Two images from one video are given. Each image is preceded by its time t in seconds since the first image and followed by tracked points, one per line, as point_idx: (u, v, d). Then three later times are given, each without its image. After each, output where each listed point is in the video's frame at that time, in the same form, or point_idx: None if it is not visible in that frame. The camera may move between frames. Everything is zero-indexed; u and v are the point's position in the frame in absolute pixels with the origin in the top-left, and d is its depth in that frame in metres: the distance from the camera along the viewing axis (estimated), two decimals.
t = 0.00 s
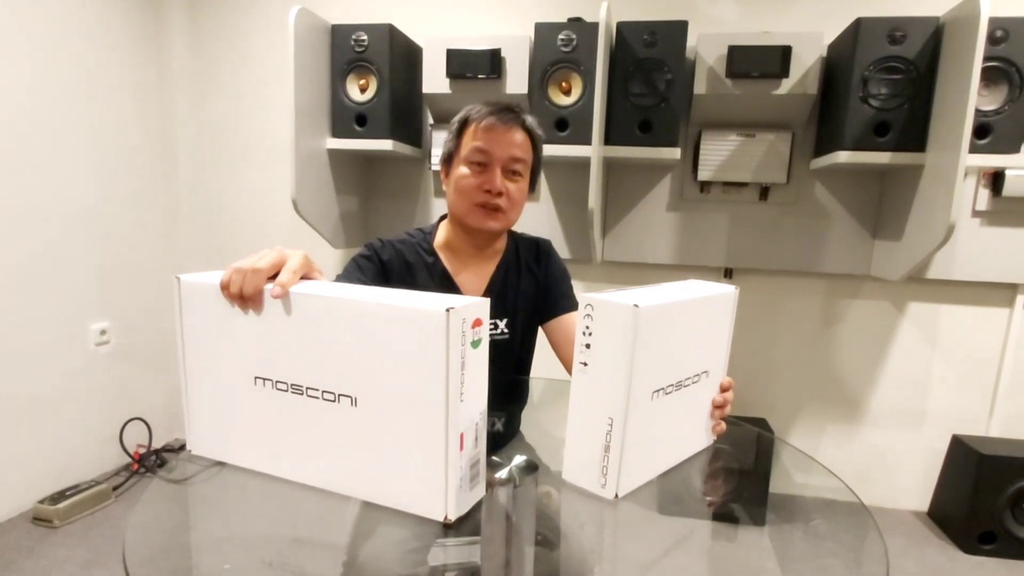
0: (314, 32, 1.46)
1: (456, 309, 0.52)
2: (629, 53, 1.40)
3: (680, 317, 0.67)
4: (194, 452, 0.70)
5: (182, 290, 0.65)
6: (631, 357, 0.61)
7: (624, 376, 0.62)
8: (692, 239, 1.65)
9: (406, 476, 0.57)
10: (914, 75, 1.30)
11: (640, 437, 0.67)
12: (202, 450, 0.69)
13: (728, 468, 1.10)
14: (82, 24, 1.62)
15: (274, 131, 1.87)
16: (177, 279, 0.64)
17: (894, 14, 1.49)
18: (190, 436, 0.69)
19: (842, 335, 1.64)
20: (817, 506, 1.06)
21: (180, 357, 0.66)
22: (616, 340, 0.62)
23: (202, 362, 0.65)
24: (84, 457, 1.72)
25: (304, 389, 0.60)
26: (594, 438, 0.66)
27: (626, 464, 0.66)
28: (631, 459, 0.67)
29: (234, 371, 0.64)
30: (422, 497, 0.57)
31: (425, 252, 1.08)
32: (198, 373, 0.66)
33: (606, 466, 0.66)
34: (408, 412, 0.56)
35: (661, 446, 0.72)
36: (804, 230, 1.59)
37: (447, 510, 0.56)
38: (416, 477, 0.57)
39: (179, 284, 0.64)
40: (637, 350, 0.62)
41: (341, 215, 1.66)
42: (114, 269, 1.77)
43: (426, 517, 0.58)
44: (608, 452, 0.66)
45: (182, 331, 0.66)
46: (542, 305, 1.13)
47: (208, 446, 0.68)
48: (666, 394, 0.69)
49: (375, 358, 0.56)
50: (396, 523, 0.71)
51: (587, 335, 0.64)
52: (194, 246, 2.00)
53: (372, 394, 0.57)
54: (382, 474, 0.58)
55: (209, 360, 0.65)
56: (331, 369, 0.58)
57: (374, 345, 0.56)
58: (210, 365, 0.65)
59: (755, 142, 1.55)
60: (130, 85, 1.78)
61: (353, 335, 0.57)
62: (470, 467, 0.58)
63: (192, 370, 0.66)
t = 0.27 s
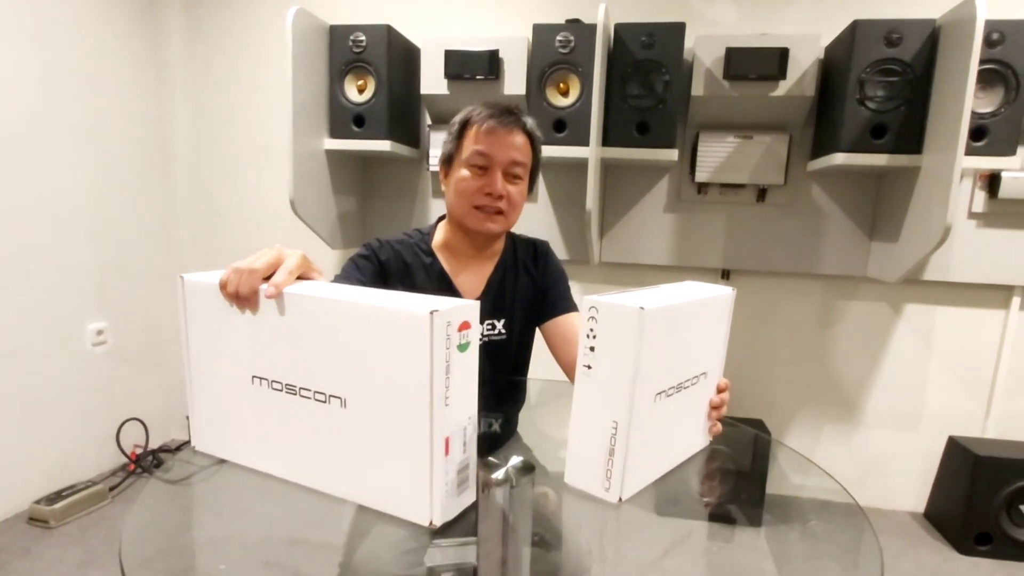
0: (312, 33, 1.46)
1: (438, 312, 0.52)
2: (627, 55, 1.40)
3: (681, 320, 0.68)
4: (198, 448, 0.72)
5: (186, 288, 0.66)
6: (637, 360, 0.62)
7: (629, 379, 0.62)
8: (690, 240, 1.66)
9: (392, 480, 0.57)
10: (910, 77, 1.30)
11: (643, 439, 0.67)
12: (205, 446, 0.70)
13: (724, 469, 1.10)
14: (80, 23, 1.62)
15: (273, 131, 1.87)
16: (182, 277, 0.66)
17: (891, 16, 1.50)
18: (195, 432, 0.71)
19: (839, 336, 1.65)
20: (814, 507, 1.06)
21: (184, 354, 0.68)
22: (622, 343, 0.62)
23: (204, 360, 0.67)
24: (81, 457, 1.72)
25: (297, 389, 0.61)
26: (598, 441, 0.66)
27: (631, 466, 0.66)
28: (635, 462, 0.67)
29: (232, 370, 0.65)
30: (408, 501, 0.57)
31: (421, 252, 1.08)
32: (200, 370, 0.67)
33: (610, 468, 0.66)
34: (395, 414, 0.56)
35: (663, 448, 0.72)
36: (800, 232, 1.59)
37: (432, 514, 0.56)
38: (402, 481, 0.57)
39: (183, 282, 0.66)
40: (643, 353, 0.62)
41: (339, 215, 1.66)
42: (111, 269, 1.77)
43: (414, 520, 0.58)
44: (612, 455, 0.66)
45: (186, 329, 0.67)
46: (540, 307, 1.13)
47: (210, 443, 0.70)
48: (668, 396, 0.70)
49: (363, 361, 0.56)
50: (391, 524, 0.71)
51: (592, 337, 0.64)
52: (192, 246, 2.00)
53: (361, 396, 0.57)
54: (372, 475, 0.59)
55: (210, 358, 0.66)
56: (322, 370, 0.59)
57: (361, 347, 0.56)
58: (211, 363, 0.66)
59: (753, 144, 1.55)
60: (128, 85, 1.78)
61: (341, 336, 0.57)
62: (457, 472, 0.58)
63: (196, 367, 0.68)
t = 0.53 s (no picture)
0: (310, 34, 1.46)
1: (432, 314, 0.52)
2: (624, 56, 1.41)
3: (676, 321, 0.68)
4: (196, 450, 0.72)
5: (182, 290, 0.66)
6: (633, 361, 0.62)
7: (625, 381, 0.63)
8: (687, 241, 1.66)
9: (388, 481, 0.57)
10: (907, 79, 1.31)
11: (639, 440, 0.67)
12: (203, 448, 0.71)
13: (723, 472, 1.09)
14: (77, 24, 1.62)
15: (271, 132, 1.87)
16: (177, 279, 0.66)
17: (888, 18, 1.50)
18: (193, 433, 0.71)
19: (836, 337, 1.65)
20: (810, 508, 1.06)
21: (181, 356, 0.68)
22: (618, 345, 0.62)
23: (200, 362, 0.67)
24: (78, 458, 1.72)
25: (292, 391, 0.61)
26: (595, 442, 0.67)
27: (627, 467, 0.66)
28: (631, 463, 0.67)
29: (228, 372, 0.65)
30: (404, 502, 0.57)
31: (417, 252, 1.09)
32: (196, 372, 0.68)
33: (607, 469, 0.66)
34: (390, 416, 0.56)
35: (659, 448, 0.72)
36: (797, 233, 1.60)
37: (428, 515, 0.56)
38: (398, 482, 0.57)
39: (178, 284, 0.66)
40: (638, 354, 0.62)
41: (337, 216, 1.66)
42: (108, 270, 1.77)
43: (410, 521, 0.58)
44: (609, 456, 0.66)
45: (182, 331, 0.68)
46: (537, 308, 1.13)
47: (207, 445, 0.70)
48: (664, 397, 0.70)
49: (359, 362, 0.56)
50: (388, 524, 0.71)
51: (587, 339, 0.64)
52: (190, 247, 2.00)
53: (357, 398, 0.57)
54: (368, 477, 0.59)
55: (207, 359, 0.66)
56: (318, 372, 0.59)
57: (356, 349, 0.56)
58: (208, 364, 0.66)
59: (750, 145, 1.55)
60: (126, 85, 1.78)
61: (336, 338, 0.57)
62: (453, 473, 0.58)
63: (192, 368, 0.68)
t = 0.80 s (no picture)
0: (308, 35, 1.46)
1: (426, 317, 0.52)
2: (622, 57, 1.41)
3: (673, 321, 0.68)
4: (185, 453, 0.72)
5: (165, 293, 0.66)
6: (628, 361, 0.62)
7: (620, 380, 0.63)
8: (685, 241, 1.66)
9: (385, 483, 0.57)
10: (903, 80, 1.31)
11: (636, 440, 0.67)
12: (192, 452, 0.70)
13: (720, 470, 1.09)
14: (75, 24, 1.62)
15: (269, 132, 1.87)
16: (160, 283, 0.66)
17: (885, 19, 1.51)
18: (180, 438, 0.71)
19: (833, 337, 1.65)
20: (807, 508, 1.06)
21: (166, 360, 0.68)
22: (612, 345, 0.63)
23: (186, 366, 0.67)
24: (76, 460, 1.72)
25: (283, 394, 0.61)
26: (591, 442, 0.67)
27: (623, 467, 0.66)
28: (627, 463, 0.67)
29: (217, 376, 0.65)
30: (401, 503, 0.57)
31: (410, 252, 1.09)
32: (183, 376, 0.67)
33: (603, 469, 0.66)
34: (384, 418, 0.56)
35: (655, 448, 0.73)
36: (795, 233, 1.60)
37: (427, 516, 0.56)
38: (395, 483, 0.57)
39: (161, 288, 0.66)
40: (634, 354, 0.62)
41: (335, 217, 1.66)
42: (106, 271, 1.77)
43: (407, 522, 0.59)
44: (605, 456, 0.66)
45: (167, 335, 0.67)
46: (529, 308, 1.13)
47: (195, 449, 0.69)
48: (660, 397, 0.70)
49: (352, 365, 0.56)
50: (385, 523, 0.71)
51: (583, 339, 0.65)
52: (189, 248, 2.00)
53: (350, 400, 0.57)
54: (363, 479, 0.59)
55: (194, 363, 0.66)
56: (310, 375, 0.59)
57: (349, 351, 0.56)
58: (195, 369, 0.66)
59: (748, 145, 1.56)
60: (124, 86, 1.78)
61: (329, 341, 0.57)
62: (450, 473, 0.59)
63: (178, 373, 0.67)
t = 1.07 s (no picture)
0: (306, 34, 1.46)
1: (434, 313, 0.53)
2: (620, 56, 1.41)
3: (671, 319, 0.68)
4: (157, 464, 0.70)
5: (140, 297, 0.64)
6: (623, 358, 0.62)
7: (615, 377, 0.63)
8: (683, 240, 1.66)
9: (386, 480, 0.58)
10: (901, 78, 1.31)
11: (631, 437, 0.67)
12: (167, 461, 0.68)
13: (719, 468, 1.09)
14: (74, 25, 1.62)
15: (267, 132, 1.87)
16: (133, 285, 0.64)
17: (882, 17, 1.51)
18: (155, 447, 0.68)
19: (832, 335, 1.66)
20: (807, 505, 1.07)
21: (141, 366, 0.65)
22: (607, 342, 0.63)
23: (164, 371, 0.65)
24: (75, 460, 1.72)
25: (276, 396, 0.60)
26: (586, 439, 0.67)
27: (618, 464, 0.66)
28: (623, 459, 0.67)
29: (199, 380, 0.63)
30: (402, 500, 0.58)
31: (403, 252, 1.09)
32: (159, 382, 0.65)
33: (597, 466, 0.67)
34: (386, 415, 0.56)
35: (651, 446, 0.73)
36: (793, 232, 1.60)
37: (430, 512, 0.57)
38: (396, 481, 0.58)
39: (135, 291, 0.64)
40: (628, 352, 0.62)
41: (334, 216, 1.67)
42: (105, 271, 1.77)
43: (408, 520, 0.59)
44: (600, 452, 0.66)
45: (141, 340, 0.65)
46: (524, 307, 1.14)
47: (173, 457, 0.68)
48: (657, 395, 0.70)
49: (353, 363, 0.57)
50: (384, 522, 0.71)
51: (579, 337, 0.65)
52: (187, 248, 2.00)
53: (349, 400, 0.58)
54: (362, 478, 0.59)
55: (172, 369, 0.64)
56: (306, 375, 0.59)
57: (351, 349, 0.57)
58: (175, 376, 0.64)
59: (746, 144, 1.56)
60: (122, 86, 1.78)
61: (328, 340, 0.57)
62: (451, 469, 0.59)
63: (156, 381, 0.65)
